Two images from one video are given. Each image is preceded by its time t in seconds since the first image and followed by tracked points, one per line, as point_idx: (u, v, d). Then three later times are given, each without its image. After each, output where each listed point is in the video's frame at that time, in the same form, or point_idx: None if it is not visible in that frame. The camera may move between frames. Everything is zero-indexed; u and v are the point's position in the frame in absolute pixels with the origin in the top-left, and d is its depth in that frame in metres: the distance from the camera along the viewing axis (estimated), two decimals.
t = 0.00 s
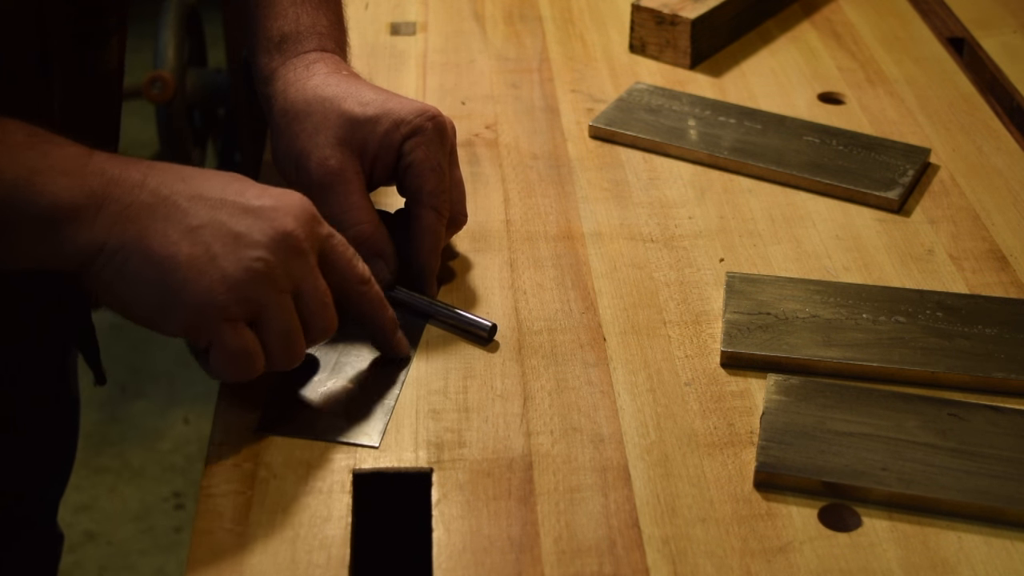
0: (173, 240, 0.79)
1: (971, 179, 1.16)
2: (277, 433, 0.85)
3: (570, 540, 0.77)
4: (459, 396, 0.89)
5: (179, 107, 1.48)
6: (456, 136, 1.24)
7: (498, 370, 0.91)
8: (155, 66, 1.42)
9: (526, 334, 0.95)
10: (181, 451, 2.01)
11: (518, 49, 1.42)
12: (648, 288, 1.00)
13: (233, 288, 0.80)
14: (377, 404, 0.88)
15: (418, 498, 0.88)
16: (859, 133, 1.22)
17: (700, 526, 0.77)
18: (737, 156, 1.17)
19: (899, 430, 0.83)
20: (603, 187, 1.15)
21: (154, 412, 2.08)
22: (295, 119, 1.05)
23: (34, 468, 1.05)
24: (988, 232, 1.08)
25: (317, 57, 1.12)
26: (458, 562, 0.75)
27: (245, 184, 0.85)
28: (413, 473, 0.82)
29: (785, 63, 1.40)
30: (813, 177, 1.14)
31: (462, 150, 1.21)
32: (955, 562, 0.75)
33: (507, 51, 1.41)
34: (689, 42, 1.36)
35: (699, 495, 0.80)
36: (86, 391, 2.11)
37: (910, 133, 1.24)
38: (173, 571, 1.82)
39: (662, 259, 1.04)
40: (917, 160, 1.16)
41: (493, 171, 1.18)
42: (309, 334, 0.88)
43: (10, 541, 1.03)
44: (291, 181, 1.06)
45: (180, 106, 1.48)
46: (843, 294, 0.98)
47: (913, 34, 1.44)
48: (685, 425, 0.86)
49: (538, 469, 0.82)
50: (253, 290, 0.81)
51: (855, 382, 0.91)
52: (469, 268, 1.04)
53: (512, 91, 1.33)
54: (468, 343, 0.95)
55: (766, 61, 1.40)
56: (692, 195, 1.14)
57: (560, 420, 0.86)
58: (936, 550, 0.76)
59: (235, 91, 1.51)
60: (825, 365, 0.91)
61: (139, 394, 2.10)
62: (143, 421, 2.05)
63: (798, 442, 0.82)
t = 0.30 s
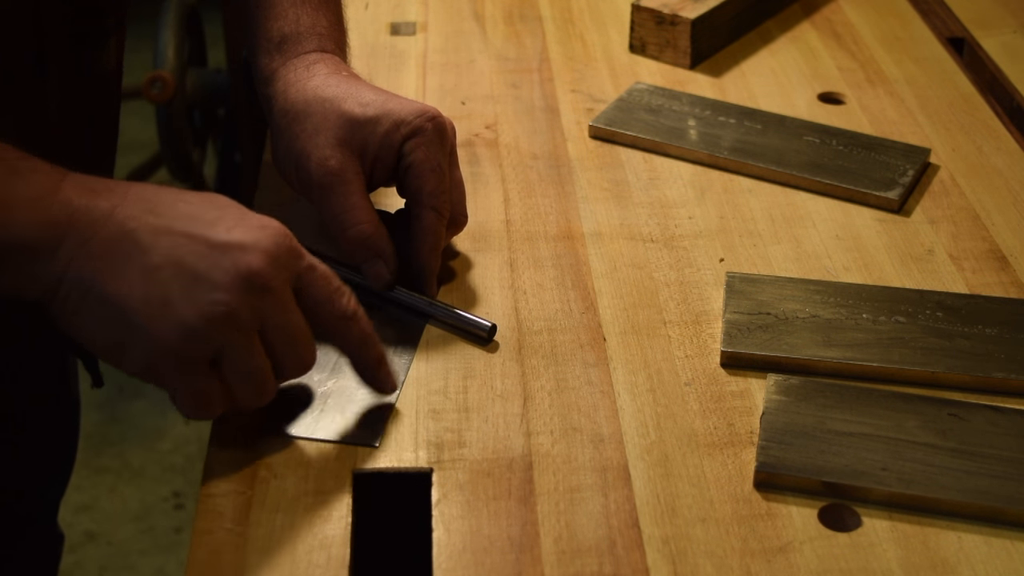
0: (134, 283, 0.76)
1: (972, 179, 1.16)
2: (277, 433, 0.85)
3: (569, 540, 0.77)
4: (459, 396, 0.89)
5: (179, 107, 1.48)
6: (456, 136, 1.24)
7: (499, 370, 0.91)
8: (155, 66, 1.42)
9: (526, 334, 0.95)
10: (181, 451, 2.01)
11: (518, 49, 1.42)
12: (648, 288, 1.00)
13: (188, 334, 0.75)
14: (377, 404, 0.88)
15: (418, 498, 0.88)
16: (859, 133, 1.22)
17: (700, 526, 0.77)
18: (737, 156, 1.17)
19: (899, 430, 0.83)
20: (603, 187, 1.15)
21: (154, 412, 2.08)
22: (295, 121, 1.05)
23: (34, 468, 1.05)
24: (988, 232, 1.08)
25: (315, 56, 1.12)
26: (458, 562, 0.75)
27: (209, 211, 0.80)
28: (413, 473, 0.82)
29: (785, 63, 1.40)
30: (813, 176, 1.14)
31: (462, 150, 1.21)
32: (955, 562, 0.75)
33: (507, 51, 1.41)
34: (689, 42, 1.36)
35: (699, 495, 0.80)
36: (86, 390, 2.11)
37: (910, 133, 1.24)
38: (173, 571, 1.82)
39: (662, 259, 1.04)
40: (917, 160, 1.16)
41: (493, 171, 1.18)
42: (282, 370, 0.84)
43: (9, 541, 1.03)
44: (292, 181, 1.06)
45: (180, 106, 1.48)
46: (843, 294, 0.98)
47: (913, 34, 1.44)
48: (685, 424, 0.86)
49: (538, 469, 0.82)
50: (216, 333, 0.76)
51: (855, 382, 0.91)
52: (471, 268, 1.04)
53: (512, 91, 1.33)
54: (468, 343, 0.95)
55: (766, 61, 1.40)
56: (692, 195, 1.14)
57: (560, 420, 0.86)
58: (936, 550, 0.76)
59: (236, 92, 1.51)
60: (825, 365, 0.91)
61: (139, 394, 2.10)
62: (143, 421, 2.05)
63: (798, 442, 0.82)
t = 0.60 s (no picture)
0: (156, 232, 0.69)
1: (971, 179, 1.16)
2: (277, 433, 0.85)
3: (569, 540, 0.77)
4: (459, 396, 0.89)
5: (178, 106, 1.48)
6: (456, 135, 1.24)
7: (499, 370, 0.91)
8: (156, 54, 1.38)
9: (526, 333, 0.95)
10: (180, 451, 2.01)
11: (518, 49, 1.42)
12: (648, 288, 1.00)
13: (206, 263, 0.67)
14: (377, 404, 0.88)
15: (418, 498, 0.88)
16: (859, 133, 1.22)
17: (700, 526, 0.77)
18: (737, 156, 1.17)
19: (900, 430, 0.83)
20: (603, 187, 1.15)
21: (153, 412, 2.07)
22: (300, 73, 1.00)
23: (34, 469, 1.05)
24: (988, 232, 1.08)
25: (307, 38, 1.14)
26: (458, 562, 0.75)
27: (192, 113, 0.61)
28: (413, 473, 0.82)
29: (785, 63, 1.40)
30: (813, 177, 1.14)
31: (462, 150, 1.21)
32: (955, 563, 0.75)
33: (507, 51, 1.41)
34: (689, 42, 1.36)
35: (699, 495, 0.80)
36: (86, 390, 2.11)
37: (910, 133, 1.24)
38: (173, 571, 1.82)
39: (662, 259, 1.04)
40: (917, 160, 1.16)
41: (493, 170, 1.18)
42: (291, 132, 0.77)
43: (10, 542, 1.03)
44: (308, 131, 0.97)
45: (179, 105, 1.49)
46: (843, 294, 0.98)
47: (913, 34, 1.44)
48: (685, 424, 0.86)
49: (538, 469, 0.82)
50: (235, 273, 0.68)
51: (855, 382, 0.91)
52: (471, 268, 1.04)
53: (512, 91, 1.33)
54: (469, 342, 0.95)
55: (766, 61, 1.40)
56: (693, 195, 1.13)
57: (560, 420, 0.86)
58: (936, 550, 0.76)
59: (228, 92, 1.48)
60: (825, 365, 0.91)
61: (138, 395, 2.10)
62: (142, 421, 2.05)
63: (798, 442, 0.82)
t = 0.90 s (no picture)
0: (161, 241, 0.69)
1: (972, 179, 1.16)
2: (277, 433, 0.85)
3: (570, 540, 0.77)
4: (459, 396, 0.89)
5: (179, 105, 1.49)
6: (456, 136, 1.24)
7: (499, 370, 0.91)
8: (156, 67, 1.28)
9: (526, 333, 0.95)
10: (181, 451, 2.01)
11: (518, 49, 1.42)
12: (648, 288, 1.00)
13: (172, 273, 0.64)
14: (377, 404, 0.88)
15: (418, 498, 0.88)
16: (859, 133, 1.22)
17: (700, 526, 0.77)
18: (737, 156, 1.17)
19: (900, 430, 0.83)
20: (603, 187, 1.15)
21: (154, 412, 2.07)
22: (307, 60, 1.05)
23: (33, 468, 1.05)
24: (988, 232, 1.08)
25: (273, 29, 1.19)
26: (458, 562, 0.75)
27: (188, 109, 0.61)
28: (414, 473, 0.82)
29: (785, 63, 1.40)
30: (813, 177, 1.14)
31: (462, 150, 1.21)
32: (955, 563, 0.75)
33: (507, 51, 1.41)
34: (689, 42, 1.36)
35: (699, 495, 0.80)
36: (85, 390, 2.11)
37: (910, 133, 1.24)
38: (173, 571, 1.82)
39: (662, 259, 1.04)
40: (917, 160, 1.16)
41: (493, 170, 1.18)
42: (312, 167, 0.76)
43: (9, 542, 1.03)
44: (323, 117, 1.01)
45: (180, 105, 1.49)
46: (843, 294, 0.98)
47: (913, 34, 1.44)
48: (685, 424, 0.86)
49: (538, 469, 0.82)
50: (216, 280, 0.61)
51: (855, 383, 0.91)
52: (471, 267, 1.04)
53: (512, 91, 1.33)
54: (470, 342, 0.95)
55: (767, 61, 1.40)
56: (692, 195, 1.13)
57: (560, 420, 0.86)
58: (936, 550, 0.76)
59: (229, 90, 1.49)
60: (825, 365, 0.91)
61: (138, 394, 2.10)
62: (142, 421, 2.05)
63: (798, 442, 0.82)
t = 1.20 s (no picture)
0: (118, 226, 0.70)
1: (971, 179, 1.16)
2: (277, 433, 0.85)
3: (570, 540, 0.77)
4: (459, 395, 0.89)
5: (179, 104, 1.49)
6: (456, 135, 1.24)
7: (499, 370, 0.91)
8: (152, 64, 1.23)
9: (526, 334, 0.95)
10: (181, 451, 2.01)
11: (518, 49, 1.42)
12: (648, 288, 1.00)
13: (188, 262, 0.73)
14: (377, 403, 0.88)
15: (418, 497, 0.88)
16: (859, 133, 1.22)
17: (700, 526, 0.77)
18: (737, 156, 1.17)
19: (900, 430, 0.83)
20: (603, 187, 1.15)
21: (153, 411, 2.07)
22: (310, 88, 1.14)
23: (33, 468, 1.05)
24: (988, 232, 1.08)
25: (263, 34, 1.16)
26: (458, 562, 0.75)
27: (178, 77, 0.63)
28: (414, 473, 0.82)
29: (785, 63, 1.40)
30: (813, 177, 1.14)
31: (462, 150, 1.21)
32: (955, 563, 0.75)
33: (507, 51, 1.41)
34: (689, 42, 1.36)
35: (699, 495, 0.80)
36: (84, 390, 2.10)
37: (910, 133, 1.24)
38: (173, 571, 1.82)
39: (662, 259, 1.04)
40: (916, 160, 1.16)
41: (493, 171, 1.18)
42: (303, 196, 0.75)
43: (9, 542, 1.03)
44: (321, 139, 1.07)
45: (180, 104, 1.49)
46: (843, 294, 0.97)
47: (913, 34, 1.43)
48: (685, 425, 0.86)
49: (538, 469, 0.82)
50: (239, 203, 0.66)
51: (856, 382, 0.91)
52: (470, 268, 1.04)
53: (512, 91, 1.33)
54: (469, 342, 0.95)
55: (767, 61, 1.40)
56: (692, 195, 1.13)
57: (560, 420, 0.86)
58: (936, 550, 0.76)
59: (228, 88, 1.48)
60: (825, 365, 0.91)
61: (138, 395, 2.10)
62: (142, 421, 2.05)
63: (798, 442, 0.82)
